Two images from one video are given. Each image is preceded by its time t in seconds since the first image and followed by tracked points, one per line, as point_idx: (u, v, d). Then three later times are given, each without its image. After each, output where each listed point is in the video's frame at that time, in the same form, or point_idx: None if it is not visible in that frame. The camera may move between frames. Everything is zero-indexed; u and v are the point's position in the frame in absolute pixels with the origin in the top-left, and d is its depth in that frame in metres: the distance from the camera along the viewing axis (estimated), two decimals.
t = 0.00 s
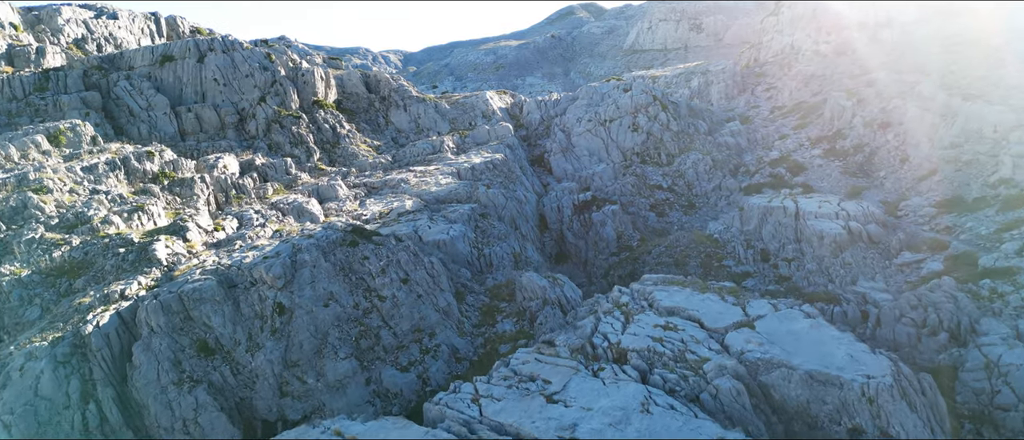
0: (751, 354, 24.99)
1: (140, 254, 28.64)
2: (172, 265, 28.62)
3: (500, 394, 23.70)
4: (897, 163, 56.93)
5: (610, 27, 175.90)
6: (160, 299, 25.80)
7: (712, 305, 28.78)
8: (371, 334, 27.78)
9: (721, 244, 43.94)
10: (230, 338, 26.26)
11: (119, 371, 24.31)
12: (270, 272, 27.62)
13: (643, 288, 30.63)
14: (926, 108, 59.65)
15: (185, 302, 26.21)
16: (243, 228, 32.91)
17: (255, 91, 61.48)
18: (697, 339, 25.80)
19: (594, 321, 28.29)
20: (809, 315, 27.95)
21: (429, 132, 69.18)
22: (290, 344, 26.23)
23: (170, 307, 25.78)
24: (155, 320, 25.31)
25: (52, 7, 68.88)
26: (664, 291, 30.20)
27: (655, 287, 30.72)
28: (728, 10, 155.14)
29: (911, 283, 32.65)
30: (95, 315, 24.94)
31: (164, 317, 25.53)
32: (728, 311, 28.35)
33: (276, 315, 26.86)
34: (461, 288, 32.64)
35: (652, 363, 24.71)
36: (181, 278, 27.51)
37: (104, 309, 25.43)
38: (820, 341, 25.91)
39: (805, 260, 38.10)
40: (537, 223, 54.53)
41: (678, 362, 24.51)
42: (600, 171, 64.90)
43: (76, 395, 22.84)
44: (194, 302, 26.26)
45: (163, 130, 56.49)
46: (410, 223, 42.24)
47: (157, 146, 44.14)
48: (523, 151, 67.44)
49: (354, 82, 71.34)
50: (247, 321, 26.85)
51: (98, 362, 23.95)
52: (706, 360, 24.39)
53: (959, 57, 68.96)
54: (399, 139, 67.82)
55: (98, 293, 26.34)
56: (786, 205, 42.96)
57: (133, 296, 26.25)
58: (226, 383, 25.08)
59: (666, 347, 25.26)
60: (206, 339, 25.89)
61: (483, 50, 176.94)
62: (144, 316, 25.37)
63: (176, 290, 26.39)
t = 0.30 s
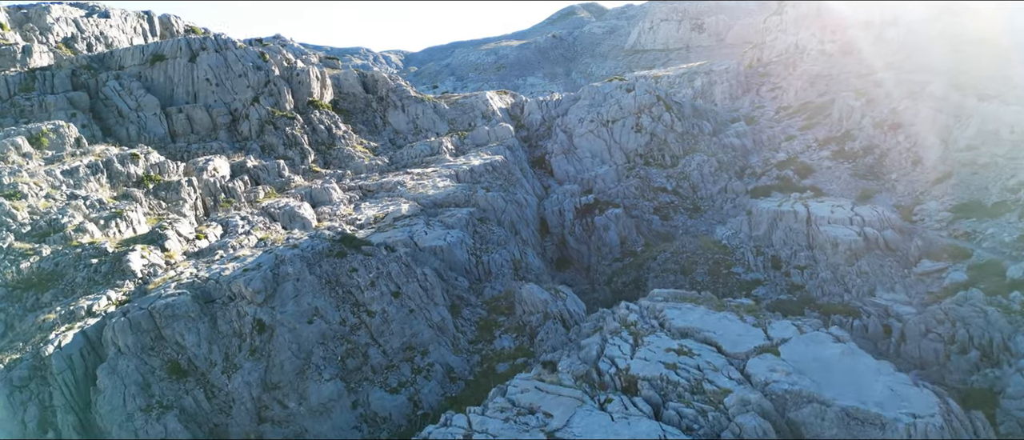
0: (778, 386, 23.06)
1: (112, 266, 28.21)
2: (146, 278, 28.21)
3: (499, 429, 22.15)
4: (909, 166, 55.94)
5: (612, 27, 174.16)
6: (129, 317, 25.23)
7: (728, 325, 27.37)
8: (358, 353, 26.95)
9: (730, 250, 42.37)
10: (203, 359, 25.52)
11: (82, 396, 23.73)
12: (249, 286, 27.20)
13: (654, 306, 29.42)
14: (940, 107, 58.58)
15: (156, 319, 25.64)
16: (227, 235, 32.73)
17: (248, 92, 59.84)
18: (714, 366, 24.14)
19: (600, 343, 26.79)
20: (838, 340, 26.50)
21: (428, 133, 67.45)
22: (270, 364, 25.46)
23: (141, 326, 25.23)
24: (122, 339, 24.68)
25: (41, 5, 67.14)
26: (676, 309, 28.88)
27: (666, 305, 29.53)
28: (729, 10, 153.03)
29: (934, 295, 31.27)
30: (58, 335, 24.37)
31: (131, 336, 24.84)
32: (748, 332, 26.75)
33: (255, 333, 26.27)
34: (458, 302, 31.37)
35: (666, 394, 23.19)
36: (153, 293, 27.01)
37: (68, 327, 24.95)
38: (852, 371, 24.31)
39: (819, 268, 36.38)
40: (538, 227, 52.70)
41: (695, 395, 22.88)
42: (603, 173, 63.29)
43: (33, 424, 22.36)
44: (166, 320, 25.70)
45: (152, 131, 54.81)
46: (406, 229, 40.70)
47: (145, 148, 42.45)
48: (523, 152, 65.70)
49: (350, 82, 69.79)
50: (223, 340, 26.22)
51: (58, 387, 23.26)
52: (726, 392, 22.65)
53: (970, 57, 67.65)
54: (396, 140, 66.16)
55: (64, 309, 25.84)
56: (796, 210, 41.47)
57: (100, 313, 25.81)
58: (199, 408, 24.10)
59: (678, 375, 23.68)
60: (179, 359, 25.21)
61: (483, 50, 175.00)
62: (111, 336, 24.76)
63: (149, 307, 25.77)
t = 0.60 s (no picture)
0: (810, 426, 20.97)
1: (83, 278, 27.65)
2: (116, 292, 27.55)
3: None
4: (922, 168, 54.57)
5: (612, 27, 172.38)
6: (93, 337, 24.33)
7: (749, 350, 25.75)
8: (345, 375, 25.34)
9: (739, 256, 40.69)
10: (171, 383, 24.29)
11: (40, 423, 22.74)
12: (225, 304, 26.24)
13: (667, 327, 28.02)
14: (954, 108, 57.09)
15: (123, 341, 24.63)
16: (209, 243, 32.07)
17: (240, 92, 58.16)
18: (739, 401, 22.39)
19: (608, 374, 24.86)
20: (876, 371, 24.36)
21: (426, 134, 65.79)
22: (247, 389, 24.22)
23: (106, 348, 24.28)
24: (85, 362, 23.78)
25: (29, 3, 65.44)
26: (688, 330, 27.59)
27: (681, 326, 28.13)
28: (731, 10, 150.95)
29: (960, 307, 29.58)
30: (17, 357, 23.53)
31: (95, 358, 23.96)
32: (772, 360, 24.92)
33: (232, 354, 25.18)
34: (453, 316, 30.51)
35: (684, 434, 21.31)
36: (123, 310, 26.10)
37: (28, 349, 24.06)
38: (889, 407, 22.13)
39: (835, 277, 34.63)
40: (540, 232, 50.99)
41: (717, 435, 21.00)
42: (606, 175, 61.70)
43: None
44: (134, 342, 24.66)
45: (141, 132, 53.10)
46: (401, 234, 39.07)
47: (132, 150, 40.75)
48: (524, 154, 63.93)
49: (347, 82, 68.14)
50: (197, 362, 25.14)
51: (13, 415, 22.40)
52: (754, 433, 20.82)
53: (982, 56, 66.19)
54: (394, 141, 64.55)
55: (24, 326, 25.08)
56: (809, 214, 39.84)
57: (63, 333, 24.97)
58: (167, 436, 22.86)
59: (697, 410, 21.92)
60: (147, 384, 24.09)
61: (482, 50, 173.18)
62: (73, 359, 23.86)
63: (116, 328, 24.81)
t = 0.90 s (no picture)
0: None
1: (48, 293, 26.38)
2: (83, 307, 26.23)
3: None
4: (935, 170, 53.04)
5: (614, 27, 170.67)
6: (49, 362, 22.81)
7: (776, 382, 23.90)
8: (328, 402, 23.80)
9: (749, 264, 38.97)
10: (135, 411, 22.54)
11: None
12: (198, 325, 24.56)
13: (683, 352, 26.40)
14: (968, 109, 55.58)
15: (82, 366, 23.05)
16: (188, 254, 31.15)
17: (233, 92, 56.51)
18: None
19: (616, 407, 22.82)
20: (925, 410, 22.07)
21: (425, 135, 64.14)
22: (219, 418, 22.61)
23: (62, 374, 22.71)
24: (38, 389, 22.22)
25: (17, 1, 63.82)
26: (706, 355, 25.84)
27: (698, 350, 26.51)
28: (733, 9, 149.17)
29: (988, 321, 28.10)
30: None
31: (49, 385, 22.38)
32: (804, 396, 23.00)
33: (204, 379, 23.47)
34: (448, 332, 29.17)
35: None
36: (85, 330, 24.60)
37: None
38: None
39: (852, 288, 32.95)
40: (541, 237, 49.29)
41: None
42: (609, 178, 60.09)
43: None
44: (94, 367, 23.05)
45: (129, 133, 51.35)
46: (397, 241, 37.40)
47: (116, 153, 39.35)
48: (524, 155, 62.20)
49: (343, 82, 66.51)
50: (164, 389, 23.44)
51: None
52: None
53: (994, 56, 64.65)
54: (391, 143, 62.87)
55: None
56: (822, 220, 38.22)
57: (20, 356, 23.46)
58: None
59: None
60: (107, 414, 22.36)
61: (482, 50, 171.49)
62: (26, 387, 22.30)
63: (76, 352, 23.27)
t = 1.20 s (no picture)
0: None
1: (8, 309, 25.06)
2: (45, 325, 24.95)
3: None
4: (950, 173, 51.41)
5: (614, 27, 168.87)
6: None
7: (810, 421, 21.91)
8: (307, 433, 22.10)
9: (760, 272, 37.20)
10: None
11: None
12: (163, 349, 23.04)
13: (699, 380, 24.73)
14: (983, 110, 53.96)
15: (33, 397, 21.34)
16: (164, 266, 29.93)
17: (224, 92, 54.81)
18: None
19: None
20: None
21: (423, 137, 62.44)
22: None
23: (11, 406, 21.03)
24: None
25: None
26: (728, 388, 23.89)
27: (717, 380, 24.83)
28: (735, 9, 147.49)
29: (1021, 338, 26.68)
30: None
31: None
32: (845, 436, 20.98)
33: (169, 409, 21.89)
34: (442, 352, 27.37)
35: None
36: (40, 354, 22.94)
37: None
38: None
39: (871, 299, 31.21)
40: (541, 242, 47.67)
41: None
42: (612, 180, 58.37)
43: None
44: (47, 398, 21.32)
45: (116, 135, 49.59)
46: (391, 248, 35.68)
47: (100, 157, 37.86)
48: (525, 157, 60.39)
49: (339, 82, 64.86)
50: (125, 421, 21.80)
51: None
52: None
53: (1007, 55, 63.04)
54: (388, 144, 61.16)
55: None
56: (836, 225, 36.51)
57: None
58: None
59: None
60: None
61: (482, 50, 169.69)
62: None
63: (27, 381, 21.59)
